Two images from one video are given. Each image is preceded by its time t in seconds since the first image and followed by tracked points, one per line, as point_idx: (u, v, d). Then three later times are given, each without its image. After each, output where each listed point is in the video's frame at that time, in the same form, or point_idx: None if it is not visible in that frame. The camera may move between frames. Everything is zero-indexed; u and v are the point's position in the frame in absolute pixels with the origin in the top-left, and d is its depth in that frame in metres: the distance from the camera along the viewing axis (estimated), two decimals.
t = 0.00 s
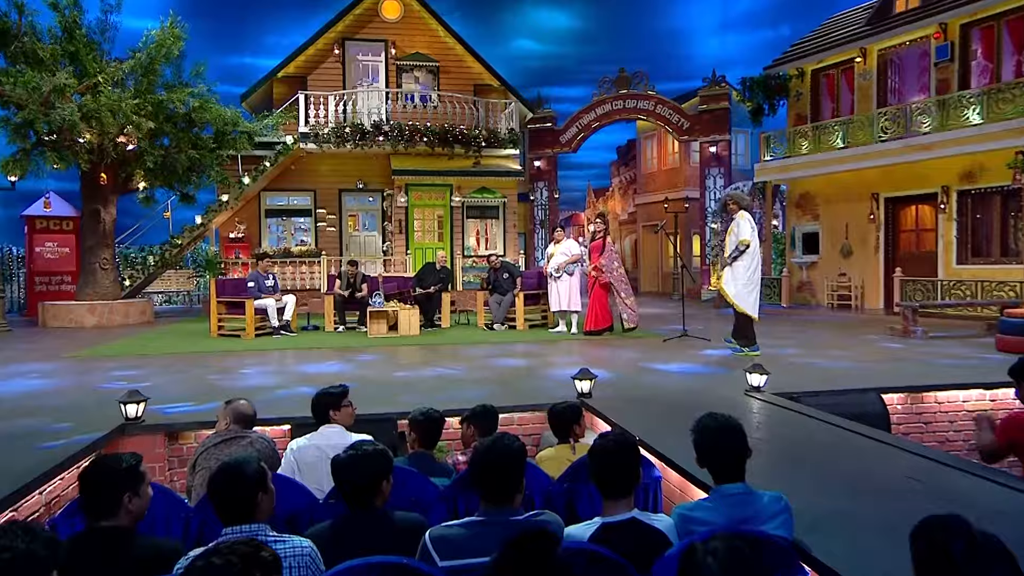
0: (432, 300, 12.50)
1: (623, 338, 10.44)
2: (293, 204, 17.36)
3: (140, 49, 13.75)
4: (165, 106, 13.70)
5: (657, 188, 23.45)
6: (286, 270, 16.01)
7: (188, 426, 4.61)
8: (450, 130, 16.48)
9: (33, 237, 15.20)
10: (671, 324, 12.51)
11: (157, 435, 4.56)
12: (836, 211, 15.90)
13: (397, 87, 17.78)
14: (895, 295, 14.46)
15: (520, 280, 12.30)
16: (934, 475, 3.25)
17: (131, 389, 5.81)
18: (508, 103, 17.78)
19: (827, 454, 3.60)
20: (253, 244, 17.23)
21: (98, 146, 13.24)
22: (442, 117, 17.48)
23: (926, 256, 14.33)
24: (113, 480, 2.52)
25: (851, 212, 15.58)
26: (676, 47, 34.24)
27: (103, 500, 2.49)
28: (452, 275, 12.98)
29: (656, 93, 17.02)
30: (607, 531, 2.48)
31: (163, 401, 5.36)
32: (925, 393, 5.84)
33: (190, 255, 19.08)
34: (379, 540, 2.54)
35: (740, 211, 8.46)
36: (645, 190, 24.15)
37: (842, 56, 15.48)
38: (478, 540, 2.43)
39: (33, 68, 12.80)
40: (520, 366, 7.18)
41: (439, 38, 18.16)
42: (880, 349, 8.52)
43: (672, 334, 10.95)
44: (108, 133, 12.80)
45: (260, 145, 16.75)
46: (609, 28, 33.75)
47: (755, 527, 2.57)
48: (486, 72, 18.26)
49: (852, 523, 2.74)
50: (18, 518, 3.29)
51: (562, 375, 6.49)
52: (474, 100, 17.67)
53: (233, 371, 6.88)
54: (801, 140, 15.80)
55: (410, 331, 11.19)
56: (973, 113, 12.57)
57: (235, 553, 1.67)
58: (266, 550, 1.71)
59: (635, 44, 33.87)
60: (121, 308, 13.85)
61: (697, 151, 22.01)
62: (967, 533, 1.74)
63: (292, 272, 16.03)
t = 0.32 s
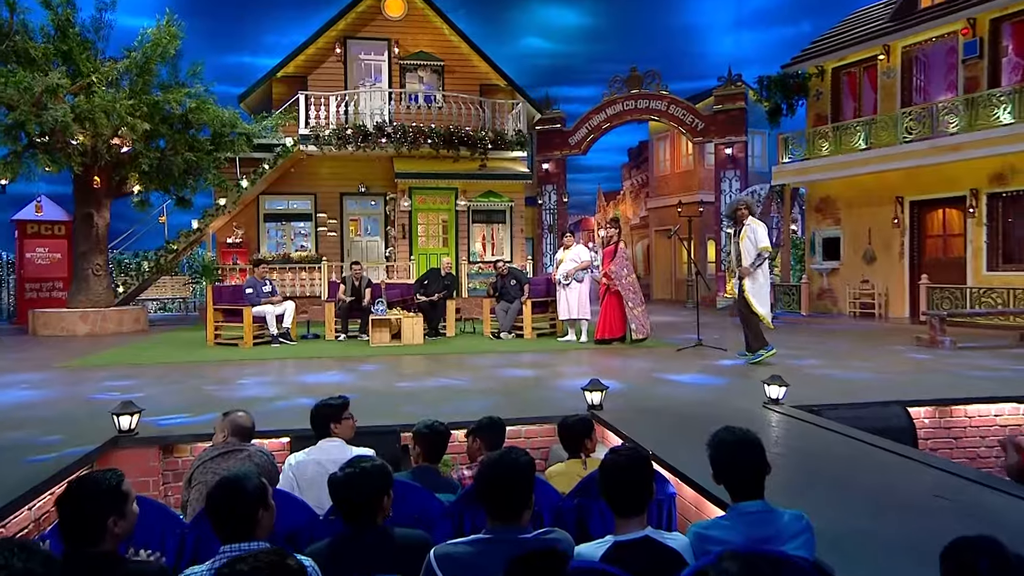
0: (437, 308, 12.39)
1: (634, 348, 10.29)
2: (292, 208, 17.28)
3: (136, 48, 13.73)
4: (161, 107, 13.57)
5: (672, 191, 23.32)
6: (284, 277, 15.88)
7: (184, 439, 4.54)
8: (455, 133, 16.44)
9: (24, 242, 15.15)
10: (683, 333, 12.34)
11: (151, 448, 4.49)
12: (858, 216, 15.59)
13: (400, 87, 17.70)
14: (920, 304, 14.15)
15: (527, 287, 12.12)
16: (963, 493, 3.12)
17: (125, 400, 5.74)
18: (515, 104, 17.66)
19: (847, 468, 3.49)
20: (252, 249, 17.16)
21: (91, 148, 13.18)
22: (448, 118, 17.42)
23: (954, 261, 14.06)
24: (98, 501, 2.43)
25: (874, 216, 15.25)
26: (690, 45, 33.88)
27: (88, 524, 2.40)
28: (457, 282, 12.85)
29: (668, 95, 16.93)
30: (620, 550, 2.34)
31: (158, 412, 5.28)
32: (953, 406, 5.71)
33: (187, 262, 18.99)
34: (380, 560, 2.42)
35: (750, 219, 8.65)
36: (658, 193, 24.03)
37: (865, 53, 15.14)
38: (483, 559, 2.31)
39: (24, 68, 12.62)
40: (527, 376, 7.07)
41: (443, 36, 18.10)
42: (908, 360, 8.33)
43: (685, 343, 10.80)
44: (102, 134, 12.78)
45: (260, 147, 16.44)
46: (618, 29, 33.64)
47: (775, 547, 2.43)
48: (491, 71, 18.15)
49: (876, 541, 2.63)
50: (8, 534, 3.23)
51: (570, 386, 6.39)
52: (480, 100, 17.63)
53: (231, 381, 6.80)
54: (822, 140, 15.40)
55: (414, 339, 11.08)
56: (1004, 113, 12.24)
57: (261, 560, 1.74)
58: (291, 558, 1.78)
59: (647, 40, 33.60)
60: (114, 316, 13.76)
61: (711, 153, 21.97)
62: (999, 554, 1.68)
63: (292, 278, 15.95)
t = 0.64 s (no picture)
0: (440, 315, 12.28)
1: (642, 358, 10.15)
2: (291, 212, 17.23)
3: (129, 48, 13.67)
4: (156, 109, 13.52)
5: (683, 195, 23.23)
6: (282, 283, 15.86)
7: (177, 452, 4.46)
8: (460, 135, 16.33)
9: (14, 248, 15.07)
10: (694, 342, 12.19)
11: (144, 460, 4.41)
12: (878, 221, 15.45)
13: (402, 88, 17.66)
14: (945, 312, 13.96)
15: (532, 294, 12.03)
16: (991, 511, 3.00)
17: (117, 411, 5.65)
18: (522, 105, 17.56)
19: (868, 485, 3.37)
20: (250, 255, 17.08)
21: (83, 150, 13.11)
22: (451, 119, 17.55)
23: (979, 268, 13.89)
24: (91, 518, 2.34)
25: (893, 221, 15.13)
26: (703, 44, 33.72)
27: (81, 543, 2.32)
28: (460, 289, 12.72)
29: (679, 95, 16.80)
30: (631, 565, 2.21)
31: (151, 423, 5.19)
32: (978, 420, 5.59)
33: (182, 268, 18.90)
34: None
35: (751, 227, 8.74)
36: (669, 197, 23.89)
37: (886, 52, 15.03)
38: None
39: (15, 68, 12.48)
40: (533, 386, 6.97)
41: (447, 35, 18.05)
42: (931, 371, 8.17)
43: (697, 352, 10.66)
44: (95, 136, 12.78)
45: (257, 150, 16.30)
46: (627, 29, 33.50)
47: (792, 567, 2.32)
48: (496, 72, 18.06)
49: (900, 560, 2.52)
50: None
51: (577, 397, 6.29)
52: (485, 102, 17.51)
53: (226, 392, 6.70)
54: (839, 143, 15.26)
55: (416, 348, 10.98)
56: None
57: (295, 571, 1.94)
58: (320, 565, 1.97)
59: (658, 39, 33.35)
60: (106, 325, 13.68)
61: (724, 156, 21.89)
62: None
63: (290, 285, 15.87)
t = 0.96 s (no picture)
0: (445, 323, 12.18)
1: (651, 367, 10.05)
2: (291, 216, 17.22)
3: (128, 49, 13.64)
4: (154, 110, 13.53)
5: (695, 198, 23.12)
6: (284, 289, 15.78)
7: (175, 463, 4.39)
8: (466, 138, 16.25)
9: (8, 253, 15.04)
10: (705, 351, 12.07)
11: (141, 472, 4.34)
12: (899, 225, 15.32)
13: (406, 88, 17.61)
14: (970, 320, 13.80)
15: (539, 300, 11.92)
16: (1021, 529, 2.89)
17: (114, 421, 5.58)
18: (528, 107, 17.48)
19: (889, 500, 3.27)
20: (250, 260, 17.04)
21: (80, 154, 13.01)
22: (456, 121, 17.60)
23: (1004, 274, 13.74)
24: (99, 530, 2.32)
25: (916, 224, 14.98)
26: (716, 43, 33.46)
27: (89, 554, 2.30)
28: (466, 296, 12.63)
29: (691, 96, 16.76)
30: None
31: (149, 434, 5.12)
32: (1005, 432, 5.48)
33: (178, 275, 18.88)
34: None
35: (746, 233, 8.71)
36: (681, 201, 23.78)
37: (906, 50, 14.94)
38: None
39: (12, 69, 12.47)
40: (541, 396, 6.87)
41: (453, 35, 18.03)
42: (954, 381, 7.99)
43: (708, 361, 10.54)
44: (91, 138, 12.68)
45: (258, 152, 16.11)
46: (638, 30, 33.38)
47: None
48: (503, 73, 18.03)
49: None
50: None
51: (586, 407, 6.20)
52: (492, 103, 17.45)
53: (226, 401, 6.62)
54: (857, 144, 15.15)
55: (421, 355, 10.90)
56: None
57: None
58: None
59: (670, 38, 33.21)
60: (102, 332, 13.66)
61: (738, 158, 21.72)
62: None
63: (291, 291, 15.80)
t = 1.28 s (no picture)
0: (452, 331, 12.09)
1: (662, 377, 9.94)
2: (294, 222, 17.20)
3: (128, 51, 13.65)
4: (155, 113, 13.51)
5: (710, 203, 23.04)
6: (288, 296, 15.74)
7: (175, 476, 4.33)
8: (475, 141, 16.20)
9: (6, 259, 15.03)
10: (718, 360, 11.93)
11: (140, 485, 4.28)
12: (921, 230, 15.17)
13: (412, 90, 17.57)
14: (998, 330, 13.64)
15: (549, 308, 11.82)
16: None
17: (113, 432, 5.52)
18: (537, 109, 17.42)
19: (913, 516, 3.18)
20: (251, 266, 17.02)
21: (80, 158, 12.99)
22: (464, 124, 17.57)
23: None
24: (106, 538, 2.34)
25: (941, 230, 14.81)
26: (731, 44, 33.28)
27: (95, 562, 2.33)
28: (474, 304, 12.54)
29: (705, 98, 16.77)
30: None
31: (148, 445, 5.06)
32: None
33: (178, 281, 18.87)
34: None
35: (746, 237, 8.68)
36: (696, 207, 23.70)
37: (929, 50, 14.82)
38: None
39: (10, 71, 12.48)
40: (550, 407, 6.78)
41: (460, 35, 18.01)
42: (980, 394, 7.81)
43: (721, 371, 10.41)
44: (91, 142, 12.67)
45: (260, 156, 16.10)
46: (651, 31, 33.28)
47: None
48: (510, 74, 17.99)
49: None
50: None
51: (596, 418, 6.11)
52: (501, 105, 17.39)
53: (227, 412, 6.54)
54: (879, 147, 15.03)
55: (428, 364, 10.81)
56: None
57: None
58: None
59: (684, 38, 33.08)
60: (100, 340, 13.64)
61: (753, 162, 21.71)
62: None
63: (295, 299, 15.77)
